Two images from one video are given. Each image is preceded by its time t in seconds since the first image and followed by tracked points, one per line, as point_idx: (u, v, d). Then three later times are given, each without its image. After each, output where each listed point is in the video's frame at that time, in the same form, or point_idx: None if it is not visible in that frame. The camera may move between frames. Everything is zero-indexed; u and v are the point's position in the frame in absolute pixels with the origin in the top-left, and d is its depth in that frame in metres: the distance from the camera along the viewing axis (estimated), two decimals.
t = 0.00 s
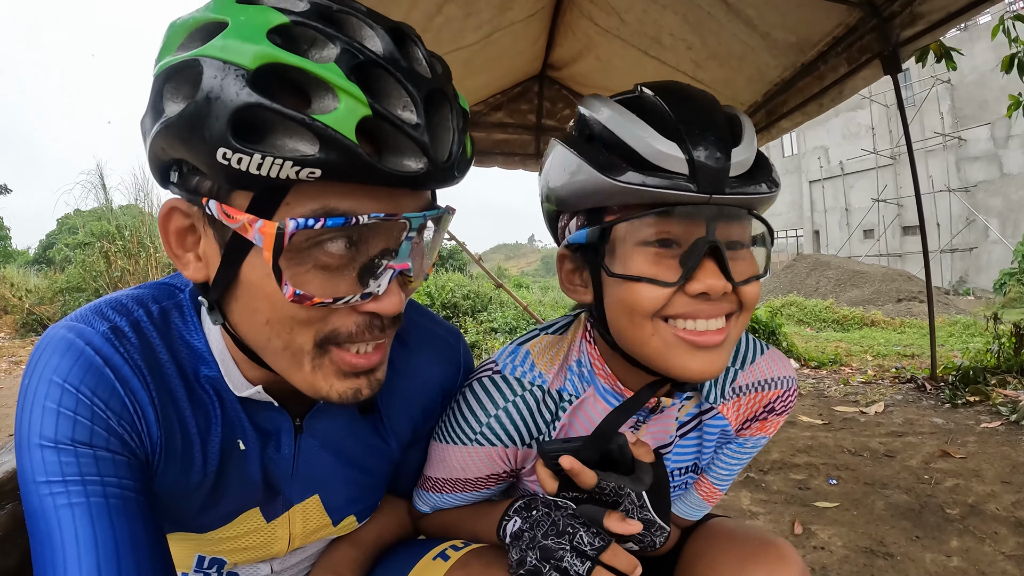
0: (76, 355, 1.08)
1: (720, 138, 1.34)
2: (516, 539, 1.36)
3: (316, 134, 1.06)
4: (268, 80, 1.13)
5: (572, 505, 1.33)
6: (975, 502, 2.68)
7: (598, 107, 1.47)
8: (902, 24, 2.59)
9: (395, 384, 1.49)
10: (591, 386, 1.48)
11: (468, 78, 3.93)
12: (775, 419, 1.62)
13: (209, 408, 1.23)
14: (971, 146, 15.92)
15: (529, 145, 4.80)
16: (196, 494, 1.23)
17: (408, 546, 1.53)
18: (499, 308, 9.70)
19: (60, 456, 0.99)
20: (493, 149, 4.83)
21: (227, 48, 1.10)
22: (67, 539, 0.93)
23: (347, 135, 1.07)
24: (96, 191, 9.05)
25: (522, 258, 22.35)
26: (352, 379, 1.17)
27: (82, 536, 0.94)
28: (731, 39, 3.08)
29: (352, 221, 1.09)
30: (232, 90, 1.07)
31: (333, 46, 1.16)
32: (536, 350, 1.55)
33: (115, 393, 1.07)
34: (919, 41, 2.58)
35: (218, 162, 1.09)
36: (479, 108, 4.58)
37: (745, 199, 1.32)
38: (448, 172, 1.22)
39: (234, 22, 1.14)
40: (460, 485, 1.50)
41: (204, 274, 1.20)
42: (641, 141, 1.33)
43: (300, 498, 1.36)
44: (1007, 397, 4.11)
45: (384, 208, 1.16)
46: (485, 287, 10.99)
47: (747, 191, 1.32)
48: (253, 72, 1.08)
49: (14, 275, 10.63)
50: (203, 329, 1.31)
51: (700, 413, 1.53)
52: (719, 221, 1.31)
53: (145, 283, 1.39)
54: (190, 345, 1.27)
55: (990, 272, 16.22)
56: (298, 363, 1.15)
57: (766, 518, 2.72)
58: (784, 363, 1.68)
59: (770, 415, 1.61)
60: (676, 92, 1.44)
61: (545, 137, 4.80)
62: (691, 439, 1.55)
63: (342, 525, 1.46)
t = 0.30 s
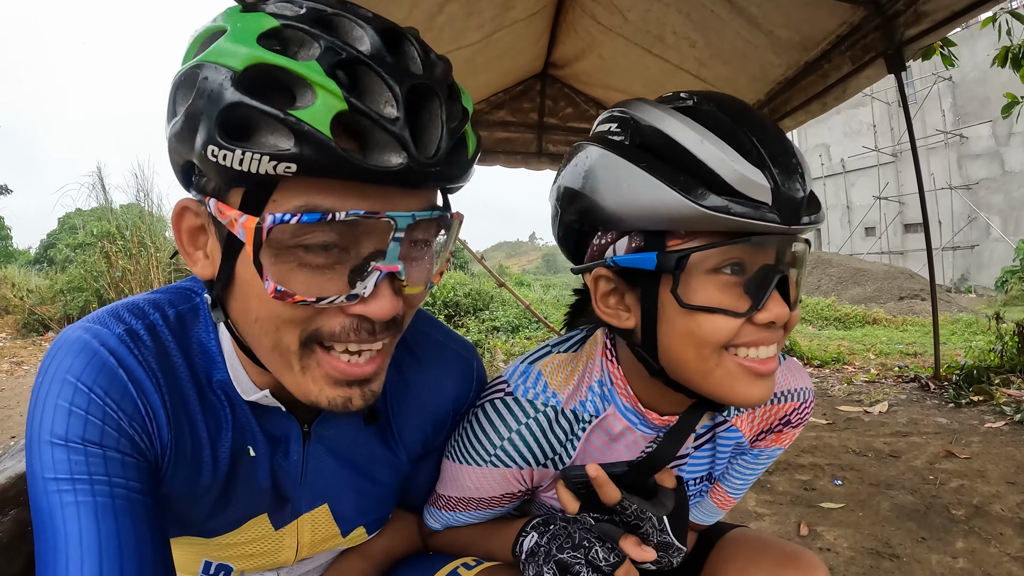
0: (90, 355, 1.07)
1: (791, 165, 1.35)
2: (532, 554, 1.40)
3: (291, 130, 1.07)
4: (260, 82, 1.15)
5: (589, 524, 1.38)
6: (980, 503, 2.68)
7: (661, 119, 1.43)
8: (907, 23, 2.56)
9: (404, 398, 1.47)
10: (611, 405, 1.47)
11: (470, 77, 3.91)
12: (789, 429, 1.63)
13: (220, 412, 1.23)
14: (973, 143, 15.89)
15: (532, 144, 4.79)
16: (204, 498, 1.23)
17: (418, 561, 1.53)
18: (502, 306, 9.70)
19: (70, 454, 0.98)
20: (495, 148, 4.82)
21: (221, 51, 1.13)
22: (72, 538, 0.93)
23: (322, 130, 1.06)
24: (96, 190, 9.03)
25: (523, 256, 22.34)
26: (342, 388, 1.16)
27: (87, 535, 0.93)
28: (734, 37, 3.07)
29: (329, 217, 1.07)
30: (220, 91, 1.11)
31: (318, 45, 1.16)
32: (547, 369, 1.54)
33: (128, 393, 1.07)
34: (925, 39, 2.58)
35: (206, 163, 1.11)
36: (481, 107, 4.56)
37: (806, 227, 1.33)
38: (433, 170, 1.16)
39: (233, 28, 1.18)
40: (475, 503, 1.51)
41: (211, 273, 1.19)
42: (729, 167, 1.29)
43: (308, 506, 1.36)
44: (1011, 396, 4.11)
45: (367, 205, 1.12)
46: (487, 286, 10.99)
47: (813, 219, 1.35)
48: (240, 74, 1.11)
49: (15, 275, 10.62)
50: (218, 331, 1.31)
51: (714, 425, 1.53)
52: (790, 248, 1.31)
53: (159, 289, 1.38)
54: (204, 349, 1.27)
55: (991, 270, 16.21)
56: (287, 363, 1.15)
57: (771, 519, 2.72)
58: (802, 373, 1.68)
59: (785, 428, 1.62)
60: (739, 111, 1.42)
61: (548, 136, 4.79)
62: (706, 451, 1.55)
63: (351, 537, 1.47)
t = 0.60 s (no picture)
0: (101, 352, 1.09)
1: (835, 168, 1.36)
2: (586, 554, 1.43)
3: (257, 118, 1.10)
4: (251, 75, 1.20)
5: (614, 502, 1.39)
6: (982, 500, 2.70)
7: (712, 116, 1.42)
8: (908, 23, 2.58)
9: (417, 400, 1.49)
10: (635, 398, 1.50)
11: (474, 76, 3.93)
12: (804, 414, 1.63)
13: (230, 410, 1.25)
14: (974, 142, 15.90)
15: (534, 143, 4.80)
16: (213, 496, 1.25)
17: (430, 560, 1.54)
18: (503, 305, 9.71)
19: (78, 451, 1.00)
20: (498, 148, 4.83)
21: (220, 46, 1.21)
22: (79, 535, 0.95)
23: (285, 118, 1.09)
24: (98, 190, 9.04)
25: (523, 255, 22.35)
26: (324, 382, 1.14)
27: (93, 532, 0.95)
28: (736, 37, 3.09)
29: (291, 207, 1.08)
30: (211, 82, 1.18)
31: (299, 37, 1.18)
32: (562, 361, 1.56)
33: (138, 391, 1.08)
34: (926, 40, 2.60)
35: (203, 150, 1.20)
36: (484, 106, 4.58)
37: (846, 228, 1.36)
38: (399, 161, 1.11)
39: (236, 23, 1.25)
40: (489, 496, 1.52)
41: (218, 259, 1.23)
42: (776, 165, 1.31)
43: (317, 503, 1.38)
44: (1012, 395, 4.13)
45: (338, 199, 1.12)
46: (488, 285, 11.00)
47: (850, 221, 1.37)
48: (229, 66, 1.18)
49: (17, 276, 10.63)
50: (228, 328, 1.33)
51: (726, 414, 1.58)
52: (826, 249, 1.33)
53: (173, 286, 1.40)
54: (213, 347, 1.29)
55: (992, 268, 16.21)
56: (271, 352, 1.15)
57: (774, 516, 2.74)
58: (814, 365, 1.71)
59: (797, 413, 1.63)
60: (785, 111, 1.43)
61: (550, 135, 4.80)
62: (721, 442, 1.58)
63: (359, 534, 1.49)
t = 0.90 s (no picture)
0: (94, 352, 1.09)
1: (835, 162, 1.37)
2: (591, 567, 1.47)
3: (244, 103, 1.11)
4: (240, 61, 1.21)
5: (597, 528, 1.39)
6: (983, 497, 2.71)
7: (706, 111, 1.44)
8: (909, 22, 2.59)
9: (413, 390, 1.50)
10: (642, 403, 1.49)
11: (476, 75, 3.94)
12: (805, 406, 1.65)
13: (226, 407, 1.26)
14: (976, 142, 15.89)
15: (536, 142, 4.81)
16: (211, 494, 1.26)
17: (431, 558, 1.55)
18: (505, 304, 9.73)
19: (73, 452, 1.00)
20: (499, 147, 4.84)
21: (208, 33, 1.22)
22: (78, 536, 0.95)
23: (271, 102, 1.09)
24: (100, 190, 9.05)
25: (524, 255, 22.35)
26: (319, 371, 1.14)
27: (91, 533, 0.95)
28: (738, 36, 3.10)
29: (278, 192, 1.09)
30: (199, 69, 1.19)
31: (286, 20, 1.18)
32: (566, 362, 1.59)
33: (132, 390, 1.08)
34: (926, 39, 2.61)
35: (192, 137, 1.21)
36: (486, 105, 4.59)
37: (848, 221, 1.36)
38: (390, 142, 1.11)
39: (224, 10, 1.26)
40: (480, 496, 1.53)
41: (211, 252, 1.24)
42: (771, 157, 1.31)
43: (316, 501, 1.39)
44: (1014, 393, 4.14)
45: (329, 185, 1.12)
46: (490, 283, 11.02)
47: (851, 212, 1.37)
48: (216, 52, 1.19)
49: (20, 276, 10.64)
50: (222, 323, 1.34)
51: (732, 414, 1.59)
52: (826, 241, 1.33)
53: (163, 282, 1.41)
54: (208, 343, 1.29)
55: (994, 268, 16.19)
56: (264, 347, 1.15)
57: (776, 512, 2.75)
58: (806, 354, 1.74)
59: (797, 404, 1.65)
60: (786, 106, 1.44)
61: (551, 134, 4.80)
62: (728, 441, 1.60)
63: (360, 531, 1.50)
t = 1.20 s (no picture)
0: (91, 346, 1.08)
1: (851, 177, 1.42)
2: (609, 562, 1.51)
3: (245, 96, 1.13)
4: (242, 51, 1.22)
5: (623, 531, 1.40)
6: (981, 490, 2.72)
7: (732, 119, 1.42)
8: (909, 19, 2.61)
9: (415, 384, 1.52)
10: (642, 416, 1.51)
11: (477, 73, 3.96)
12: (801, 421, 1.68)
13: (224, 402, 1.26)
14: (977, 140, 15.89)
15: (538, 140, 4.83)
16: (209, 488, 1.25)
17: (425, 548, 1.57)
18: (506, 302, 9.74)
19: (69, 447, 0.99)
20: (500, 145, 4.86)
21: (212, 21, 1.23)
22: (73, 532, 0.95)
23: (272, 96, 1.11)
24: (102, 190, 9.09)
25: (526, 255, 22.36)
26: (316, 375, 1.16)
27: (87, 529, 0.95)
28: (738, 33, 3.12)
29: (276, 190, 1.10)
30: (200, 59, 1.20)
31: (291, 10, 1.19)
32: (571, 378, 1.57)
33: (128, 385, 1.08)
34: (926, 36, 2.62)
35: (192, 128, 1.22)
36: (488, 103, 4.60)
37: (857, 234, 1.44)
38: (394, 142, 1.12)
39: None
40: (480, 504, 1.55)
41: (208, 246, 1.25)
42: (810, 175, 1.33)
43: (314, 492, 1.40)
44: (1013, 388, 4.15)
45: (330, 182, 1.13)
46: (492, 282, 11.05)
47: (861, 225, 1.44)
48: (217, 42, 1.20)
49: (23, 276, 10.68)
50: (219, 318, 1.33)
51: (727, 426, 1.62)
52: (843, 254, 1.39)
53: (156, 274, 1.40)
54: (204, 337, 1.29)
55: (995, 267, 16.19)
56: (262, 347, 1.16)
57: (776, 505, 2.77)
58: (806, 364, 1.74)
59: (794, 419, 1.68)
60: (805, 119, 1.47)
61: (552, 132, 4.82)
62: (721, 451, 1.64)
63: (358, 521, 1.51)
